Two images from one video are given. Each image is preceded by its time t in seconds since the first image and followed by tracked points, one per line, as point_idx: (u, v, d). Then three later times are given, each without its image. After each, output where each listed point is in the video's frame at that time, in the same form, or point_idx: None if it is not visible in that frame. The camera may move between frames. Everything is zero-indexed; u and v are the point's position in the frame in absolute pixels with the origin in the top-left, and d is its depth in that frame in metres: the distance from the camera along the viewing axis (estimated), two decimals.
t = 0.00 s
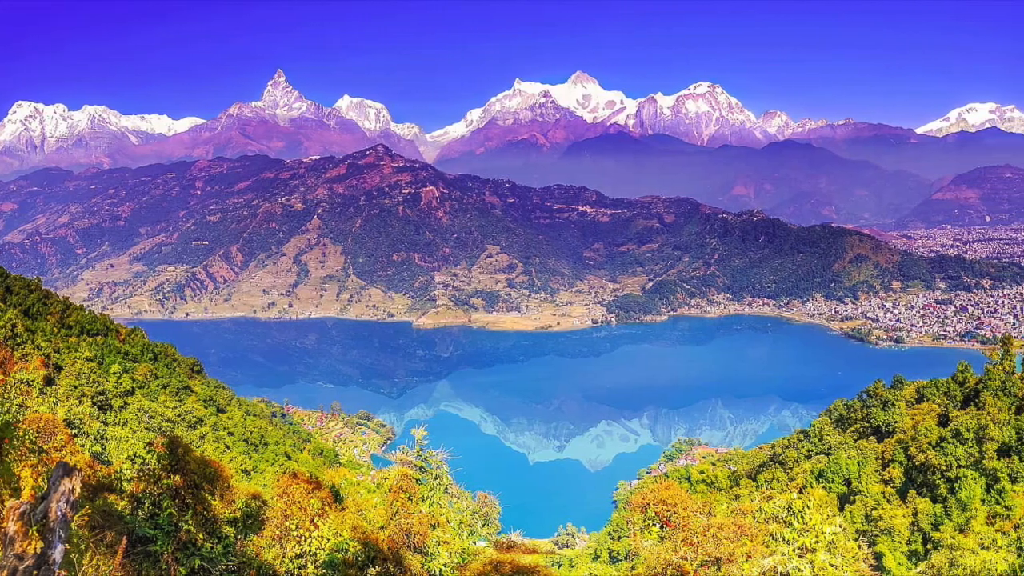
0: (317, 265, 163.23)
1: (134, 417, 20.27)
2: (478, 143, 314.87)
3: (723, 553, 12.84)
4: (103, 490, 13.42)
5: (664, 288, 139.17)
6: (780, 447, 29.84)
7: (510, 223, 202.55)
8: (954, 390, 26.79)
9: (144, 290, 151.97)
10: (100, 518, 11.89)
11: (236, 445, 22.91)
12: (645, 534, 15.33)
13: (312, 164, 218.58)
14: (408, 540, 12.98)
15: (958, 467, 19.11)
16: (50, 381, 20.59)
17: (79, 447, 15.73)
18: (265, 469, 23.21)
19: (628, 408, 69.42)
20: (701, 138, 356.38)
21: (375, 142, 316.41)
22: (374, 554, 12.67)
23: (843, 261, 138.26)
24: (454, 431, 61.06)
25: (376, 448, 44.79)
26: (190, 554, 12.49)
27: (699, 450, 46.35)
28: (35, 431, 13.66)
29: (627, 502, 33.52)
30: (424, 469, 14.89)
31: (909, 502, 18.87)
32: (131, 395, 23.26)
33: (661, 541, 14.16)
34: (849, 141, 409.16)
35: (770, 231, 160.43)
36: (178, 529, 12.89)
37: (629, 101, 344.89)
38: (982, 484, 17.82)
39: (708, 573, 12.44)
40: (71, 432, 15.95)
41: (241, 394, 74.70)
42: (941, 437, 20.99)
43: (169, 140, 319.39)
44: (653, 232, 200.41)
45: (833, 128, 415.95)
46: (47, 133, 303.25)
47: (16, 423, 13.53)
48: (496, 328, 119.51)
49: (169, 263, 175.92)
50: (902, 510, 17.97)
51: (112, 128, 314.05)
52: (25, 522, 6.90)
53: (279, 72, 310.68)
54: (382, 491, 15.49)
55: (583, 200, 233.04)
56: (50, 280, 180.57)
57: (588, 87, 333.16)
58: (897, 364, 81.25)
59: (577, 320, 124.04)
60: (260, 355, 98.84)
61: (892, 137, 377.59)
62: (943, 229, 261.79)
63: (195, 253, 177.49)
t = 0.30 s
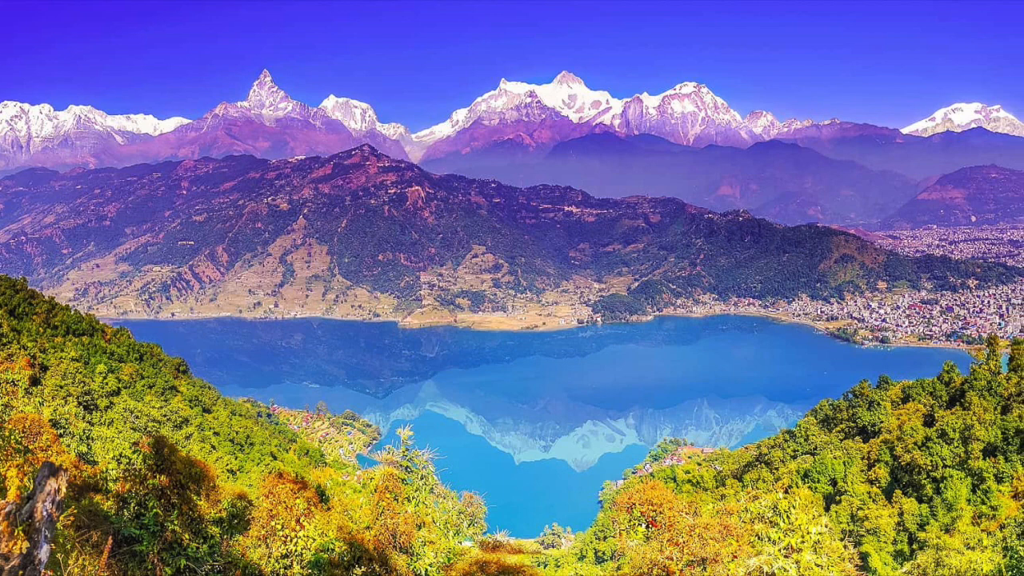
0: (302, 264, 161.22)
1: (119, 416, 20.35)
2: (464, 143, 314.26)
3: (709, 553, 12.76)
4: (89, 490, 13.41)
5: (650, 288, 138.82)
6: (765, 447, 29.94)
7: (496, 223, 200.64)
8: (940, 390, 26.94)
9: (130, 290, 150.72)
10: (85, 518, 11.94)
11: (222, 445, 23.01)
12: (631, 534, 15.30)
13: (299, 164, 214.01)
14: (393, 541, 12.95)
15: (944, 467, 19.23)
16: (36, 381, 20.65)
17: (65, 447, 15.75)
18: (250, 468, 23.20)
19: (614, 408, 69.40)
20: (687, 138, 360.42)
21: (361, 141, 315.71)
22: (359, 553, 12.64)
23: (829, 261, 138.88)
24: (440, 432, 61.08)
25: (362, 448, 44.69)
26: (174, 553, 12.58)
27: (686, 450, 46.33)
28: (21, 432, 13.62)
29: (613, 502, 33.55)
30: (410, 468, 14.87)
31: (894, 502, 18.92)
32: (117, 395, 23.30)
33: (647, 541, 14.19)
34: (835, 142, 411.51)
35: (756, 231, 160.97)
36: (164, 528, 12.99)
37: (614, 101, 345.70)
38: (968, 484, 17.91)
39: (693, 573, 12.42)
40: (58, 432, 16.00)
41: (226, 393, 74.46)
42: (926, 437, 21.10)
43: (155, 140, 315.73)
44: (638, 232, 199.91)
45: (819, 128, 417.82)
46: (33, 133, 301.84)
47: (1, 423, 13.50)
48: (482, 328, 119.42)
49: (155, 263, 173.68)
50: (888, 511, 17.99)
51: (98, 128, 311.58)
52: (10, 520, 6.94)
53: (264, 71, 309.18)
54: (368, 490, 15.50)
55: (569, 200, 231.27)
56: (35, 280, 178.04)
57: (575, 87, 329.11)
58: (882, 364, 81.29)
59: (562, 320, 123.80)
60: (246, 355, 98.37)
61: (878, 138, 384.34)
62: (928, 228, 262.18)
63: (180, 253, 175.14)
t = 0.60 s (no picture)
0: (288, 264, 158.85)
1: (104, 417, 20.41)
2: (450, 143, 314.36)
3: (695, 554, 12.77)
4: (74, 490, 13.39)
5: (636, 288, 138.55)
6: (751, 447, 29.97)
7: (482, 224, 198.56)
8: (925, 390, 26.92)
9: (116, 290, 148.99)
10: (70, 518, 12.00)
11: (208, 445, 23.06)
12: (616, 533, 15.22)
13: (284, 163, 210.19)
14: (379, 541, 12.99)
15: (929, 467, 19.26)
16: (21, 381, 20.71)
17: (51, 447, 15.80)
18: (236, 468, 23.20)
19: (599, 408, 69.41)
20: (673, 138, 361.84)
21: (347, 141, 315.27)
22: (346, 553, 12.67)
23: (815, 261, 139.50)
24: (426, 432, 61.04)
25: (347, 448, 44.63)
26: (160, 554, 12.65)
27: (671, 450, 46.34)
28: (6, 431, 13.56)
29: (599, 502, 33.54)
30: (395, 468, 14.92)
31: (881, 502, 18.92)
32: (102, 395, 23.34)
33: (632, 541, 14.11)
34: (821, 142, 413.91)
35: (742, 231, 160.73)
36: (149, 529, 13.03)
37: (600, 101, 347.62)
38: (954, 484, 17.96)
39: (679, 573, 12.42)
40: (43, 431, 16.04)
41: (212, 394, 74.19)
42: (912, 437, 21.19)
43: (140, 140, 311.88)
44: (624, 232, 199.41)
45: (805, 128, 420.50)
46: (19, 134, 298.74)
47: None
48: (468, 328, 119.12)
49: (140, 263, 170.99)
50: (874, 511, 18.01)
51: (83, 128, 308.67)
52: None
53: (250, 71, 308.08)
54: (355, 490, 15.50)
55: (554, 201, 229.85)
56: (20, 280, 175.34)
57: (559, 87, 333.12)
58: (868, 364, 81.24)
59: (548, 320, 123.50)
60: (232, 355, 97.68)
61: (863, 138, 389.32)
62: (914, 229, 262.06)
63: (166, 254, 172.34)
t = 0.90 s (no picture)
0: (274, 265, 157.29)
1: (91, 416, 20.58)
2: (435, 143, 314.56)
3: (681, 554, 12.77)
4: (62, 490, 13.57)
5: (621, 288, 138.48)
6: (737, 447, 29.97)
7: (468, 223, 197.09)
8: (911, 390, 26.98)
9: (102, 290, 147.55)
10: (57, 519, 12.15)
11: (194, 445, 23.12)
12: (602, 534, 15.17)
13: (271, 164, 207.93)
14: (365, 540, 13.04)
15: (916, 466, 19.29)
16: (8, 382, 20.83)
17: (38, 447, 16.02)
18: (223, 468, 23.26)
19: (585, 408, 69.43)
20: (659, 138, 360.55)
21: (333, 141, 315.22)
22: (332, 553, 12.64)
23: (801, 261, 140.16)
24: (411, 431, 60.99)
25: (334, 448, 44.88)
26: (147, 554, 12.77)
27: (657, 450, 46.41)
28: None
29: (585, 502, 33.48)
30: (381, 468, 15.01)
31: (866, 502, 18.95)
32: (89, 395, 23.39)
33: (618, 541, 14.10)
34: (807, 142, 415.52)
35: (727, 231, 161.41)
36: (136, 529, 13.10)
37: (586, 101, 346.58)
38: (939, 484, 18.02)
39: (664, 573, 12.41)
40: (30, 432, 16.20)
41: (198, 394, 74.06)
42: (898, 437, 21.22)
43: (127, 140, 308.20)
44: (610, 232, 198.95)
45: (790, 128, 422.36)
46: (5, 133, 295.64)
47: None
48: (454, 328, 118.96)
49: (126, 263, 169.10)
50: (860, 510, 18.00)
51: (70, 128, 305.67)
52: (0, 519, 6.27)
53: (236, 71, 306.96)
54: (340, 491, 15.54)
55: (540, 201, 228.71)
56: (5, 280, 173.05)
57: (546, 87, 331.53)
58: (854, 364, 81.22)
59: (534, 320, 123.28)
60: (218, 356, 97.21)
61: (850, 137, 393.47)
62: (900, 229, 262.19)
63: (153, 254, 170.35)
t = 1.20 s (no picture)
0: (259, 264, 155.83)
1: (77, 417, 20.79)
2: (421, 143, 313.85)
3: (667, 554, 12.74)
4: (47, 490, 13.37)
5: (607, 288, 138.10)
6: (723, 447, 30.00)
7: (454, 224, 195.64)
8: (897, 390, 27.03)
9: (87, 290, 145.84)
10: (43, 519, 12.11)
11: (179, 445, 23.25)
12: (588, 534, 15.16)
13: (256, 163, 201.78)
14: (351, 540, 13.05)
15: (901, 467, 19.37)
16: None
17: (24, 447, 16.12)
18: (208, 468, 23.42)
19: (570, 408, 69.40)
20: (644, 138, 358.71)
21: (318, 141, 314.69)
22: (317, 554, 12.63)
23: (786, 261, 140.62)
24: (397, 431, 61.05)
25: (319, 449, 45.14)
26: (132, 554, 12.90)
27: (643, 450, 46.39)
28: None
29: (570, 502, 33.45)
30: (367, 469, 15.03)
31: (852, 502, 18.98)
32: (75, 395, 23.59)
33: (605, 541, 14.08)
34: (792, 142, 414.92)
35: (713, 231, 161.87)
36: (121, 529, 13.15)
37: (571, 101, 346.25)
38: (925, 484, 18.09)
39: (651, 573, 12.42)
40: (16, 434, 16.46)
41: (183, 394, 73.91)
42: (884, 437, 21.28)
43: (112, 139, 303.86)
44: (596, 232, 198.33)
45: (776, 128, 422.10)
46: None
47: None
48: (440, 328, 118.72)
49: (112, 263, 166.98)
50: (845, 510, 18.03)
51: (55, 128, 301.74)
52: None
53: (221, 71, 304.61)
54: (325, 491, 15.54)
55: (526, 201, 226.35)
56: None
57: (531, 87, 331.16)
58: (840, 364, 81.26)
59: (519, 320, 122.73)
60: (204, 355, 96.87)
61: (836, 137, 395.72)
62: (885, 228, 262.81)
63: (138, 254, 168.21)
